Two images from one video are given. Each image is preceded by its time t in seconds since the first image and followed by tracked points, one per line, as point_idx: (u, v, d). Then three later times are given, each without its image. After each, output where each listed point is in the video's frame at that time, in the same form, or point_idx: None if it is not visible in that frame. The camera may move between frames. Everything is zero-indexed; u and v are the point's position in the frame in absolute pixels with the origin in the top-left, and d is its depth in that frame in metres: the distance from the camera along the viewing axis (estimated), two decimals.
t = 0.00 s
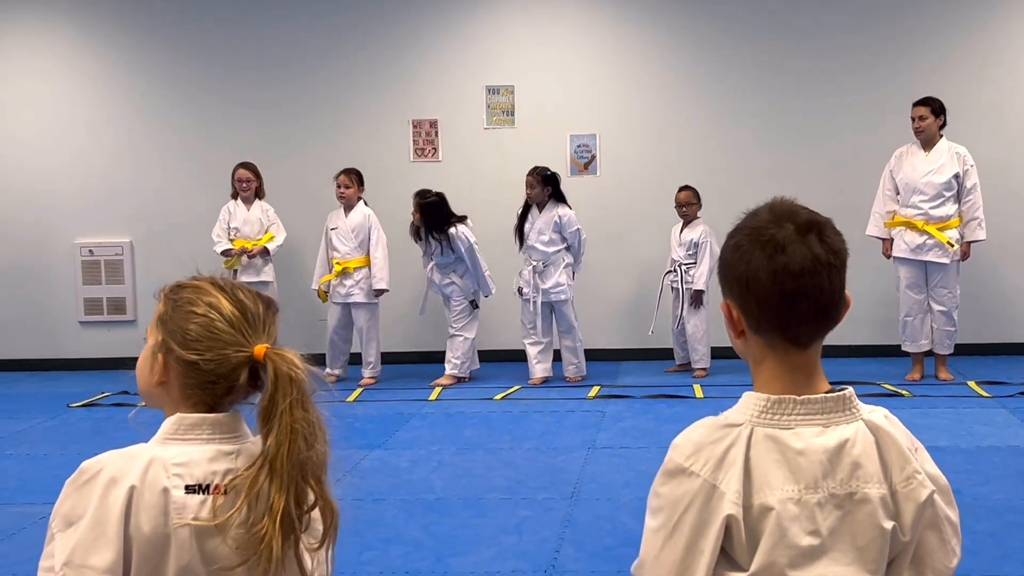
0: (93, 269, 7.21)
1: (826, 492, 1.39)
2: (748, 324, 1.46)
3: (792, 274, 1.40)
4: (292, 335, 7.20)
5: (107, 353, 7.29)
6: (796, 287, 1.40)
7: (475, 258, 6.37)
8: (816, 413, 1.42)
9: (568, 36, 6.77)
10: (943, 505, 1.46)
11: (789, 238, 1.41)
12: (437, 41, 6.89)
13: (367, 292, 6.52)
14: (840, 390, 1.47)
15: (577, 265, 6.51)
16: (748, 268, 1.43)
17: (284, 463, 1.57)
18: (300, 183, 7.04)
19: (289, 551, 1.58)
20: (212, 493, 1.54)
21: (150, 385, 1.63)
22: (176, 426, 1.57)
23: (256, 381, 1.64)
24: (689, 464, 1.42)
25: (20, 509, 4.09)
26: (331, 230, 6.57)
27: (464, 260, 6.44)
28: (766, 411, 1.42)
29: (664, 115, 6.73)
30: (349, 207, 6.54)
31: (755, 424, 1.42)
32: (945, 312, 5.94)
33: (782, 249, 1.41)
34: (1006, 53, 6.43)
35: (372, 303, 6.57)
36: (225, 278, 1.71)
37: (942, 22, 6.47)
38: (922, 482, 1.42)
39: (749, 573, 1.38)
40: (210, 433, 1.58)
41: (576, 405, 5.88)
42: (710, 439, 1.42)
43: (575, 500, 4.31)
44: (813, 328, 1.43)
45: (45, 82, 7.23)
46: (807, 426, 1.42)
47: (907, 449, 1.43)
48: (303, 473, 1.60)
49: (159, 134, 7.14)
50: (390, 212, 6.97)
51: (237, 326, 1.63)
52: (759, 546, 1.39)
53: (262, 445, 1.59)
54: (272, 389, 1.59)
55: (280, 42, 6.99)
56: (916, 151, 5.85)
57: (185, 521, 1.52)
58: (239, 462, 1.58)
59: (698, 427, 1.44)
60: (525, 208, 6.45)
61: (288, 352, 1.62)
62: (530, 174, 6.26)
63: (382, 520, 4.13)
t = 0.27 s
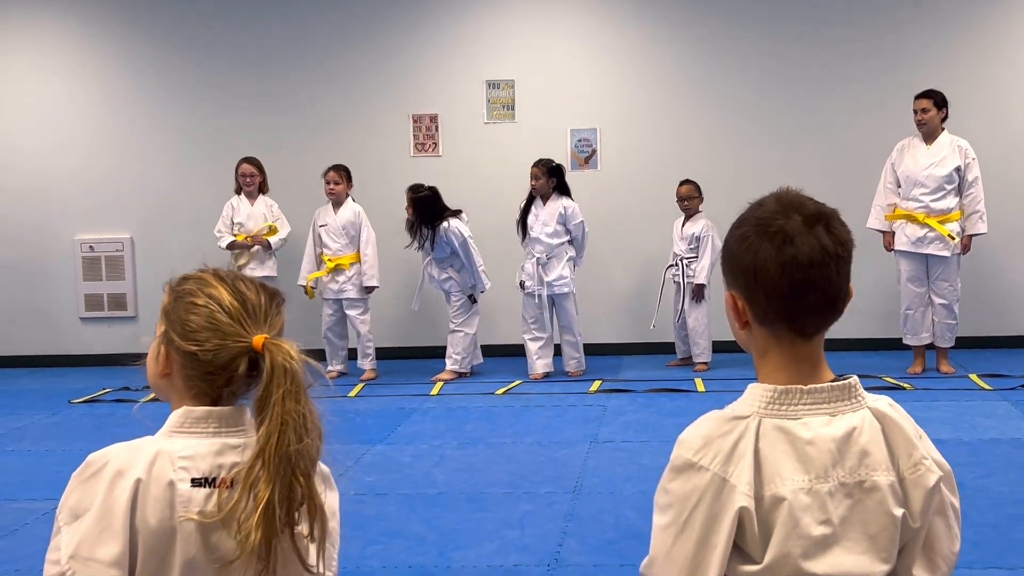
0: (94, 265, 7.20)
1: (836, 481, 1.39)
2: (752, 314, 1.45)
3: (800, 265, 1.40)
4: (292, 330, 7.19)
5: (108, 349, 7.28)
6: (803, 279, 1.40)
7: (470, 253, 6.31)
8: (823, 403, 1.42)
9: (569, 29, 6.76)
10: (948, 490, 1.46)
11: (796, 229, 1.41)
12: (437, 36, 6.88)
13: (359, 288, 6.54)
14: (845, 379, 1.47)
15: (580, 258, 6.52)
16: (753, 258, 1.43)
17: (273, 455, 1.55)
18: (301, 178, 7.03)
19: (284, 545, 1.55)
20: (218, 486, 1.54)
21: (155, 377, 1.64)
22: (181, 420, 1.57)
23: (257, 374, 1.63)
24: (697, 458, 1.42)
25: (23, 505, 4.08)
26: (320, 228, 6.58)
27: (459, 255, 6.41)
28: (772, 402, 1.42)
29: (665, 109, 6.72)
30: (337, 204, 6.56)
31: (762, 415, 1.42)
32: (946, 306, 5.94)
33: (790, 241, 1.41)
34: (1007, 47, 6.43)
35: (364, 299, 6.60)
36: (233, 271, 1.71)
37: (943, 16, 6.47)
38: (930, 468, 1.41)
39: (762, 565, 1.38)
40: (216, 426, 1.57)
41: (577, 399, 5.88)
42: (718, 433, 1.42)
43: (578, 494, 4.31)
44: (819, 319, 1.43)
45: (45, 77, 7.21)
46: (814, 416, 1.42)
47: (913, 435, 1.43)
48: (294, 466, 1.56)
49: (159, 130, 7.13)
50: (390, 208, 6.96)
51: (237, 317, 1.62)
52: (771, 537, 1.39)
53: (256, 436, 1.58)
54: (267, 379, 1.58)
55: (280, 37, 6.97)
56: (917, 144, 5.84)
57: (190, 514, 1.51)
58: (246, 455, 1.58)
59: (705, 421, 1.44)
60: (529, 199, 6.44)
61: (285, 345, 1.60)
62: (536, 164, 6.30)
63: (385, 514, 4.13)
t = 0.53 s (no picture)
0: (90, 259, 7.18)
1: (836, 479, 1.39)
2: (751, 308, 1.45)
3: (803, 258, 1.40)
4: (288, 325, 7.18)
5: (105, 344, 7.27)
6: (806, 272, 1.40)
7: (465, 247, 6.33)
8: (824, 401, 1.42)
9: (566, 22, 6.74)
10: (944, 488, 1.47)
11: (796, 222, 1.41)
12: (434, 30, 6.86)
13: (357, 280, 6.55)
14: (843, 376, 1.47)
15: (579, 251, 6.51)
16: (752, 251, 1.42)
17: (273, 448, 1.55)
18: (296, 172, 7.00)
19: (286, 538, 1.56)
20: (217, 482, 1.53)
21: (152, 374, 1.63)
22: (181, 416, 1.56)
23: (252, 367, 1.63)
24: (698, 454, 1.42)
25: (19, 501, 4.07)
26: (314, 222, 6.57)
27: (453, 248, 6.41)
28: (773, 399, 1.42)
29: (662, 101, 6.71)
30: (331, 198, 6.55)
31: (763, 413, 1.42)
32: (943, 298, 5.95)
33: (791, 233, 1.41)
34: (1003, 38, 6.43)
35: (361, 291, 6.61)
36: (226, 265, 1.71)
37: (939, 7, 6.46)
38: (928, 466, 1.42)
39: (759, 563, 1.38)
40: (215, 422, 1.57)
41: (574, 393, 5.88)
42: (718, 430, 1.42)
43: (575, 488, 4.31)
44: (819, 312, 1.43)
45: (40, 71, 7.18)
46: (815, 413, 1.42)
47: (911, 433, 1.43)
48: (292, 459, 1.56)
49: (154, 123, 7.10)
50: (386, 201, 6.94)
51: (230, 311, 1.61)
52: (770, 535, 1.39)
53: (253, 430, 1.57)
54: (261, 372, 1.57)
55: (275, 30, 6.94)
56: (913, 136, 5.84)
57: (189, 511, 1.51)
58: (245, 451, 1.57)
59: (706, 417, 1.43)
60: (529, 191, 6.45)
61: (279, 338, 1.60)
62: (538, 156, 6.33)
63: (382, 508, 4.13)
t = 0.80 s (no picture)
0: (86, 257, 7.17)
1: (829, 483, 1.40)
2: (745, 307, 1.45)
3: (808, 257, 1.41)
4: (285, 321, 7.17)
5: (102, 341, 7.27)
6: (811, 270, 1.41)
7: (459, 242, 6.32)
8: (819, 404, 1.43)
9: (562, 18, 6.74)
10: (932, 491, 1.49)
11: (800, 219, 1.42)
12: (430, 27, 6.85)
13: (358, 277, 6.55)
14: (838, 379, 1.48)
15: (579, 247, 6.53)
16: (746, 251, 1.43)
17: (263, 441, 1.54)
18: (293, 169, 7.00)
19: (277, 533, 1.56)
20: (215, 482, 1.54)
21: (148, 375, 1.64)
22: (180, 418, 1.57)
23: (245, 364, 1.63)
24: (692, 455, 1.42)
25: (16, 498, 4.08)
26: (318, 218, 6.57)
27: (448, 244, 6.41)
28: (768, 402, 1.43)
29: (658, 97, 6.71)
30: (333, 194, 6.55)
31: (759, 415, 1.42)
32: (938, 293, 5.97)
33: (796, 230, 1.42)
34: (999, 33, 6.43)
35: (362, 288, 6.62)
36: (215, 264, 1.71)
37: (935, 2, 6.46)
38: (918, 470, 1.44)
39: (749, 565, 1.40)
40: (213, 422, 1.58)
41: (570, 389, 5.89)
42: (713, 431, 1.42)
43: (571, 484, 4.32)
44: (818, 310, 1.44)
45: (35, 69, 7.17)
46: (810, 416, 1.43)
47: (903, 437, 1.45)
48: (283, 454, 1.56)
49: (150, 120, 7.10)
50: (383, 198, 6.94)
51: (221, 309, 1.62)
52: (762, 538, 1.40)
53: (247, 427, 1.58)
54: (252, 368, 1.57)
55: (271, 27, 6.94)
56: (909, 132, 5.85)
57: (187, 510, 1.52)
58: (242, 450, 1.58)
59: (701, 418, 1.44)
60: (531, 187, 6.45)
61: (269, 333, 1.60)
62: (540, 151, 6.33)
63: (378, 505, 4.14)
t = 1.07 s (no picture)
0: (82, 252, 7.16)
1: (826, 477, 1.40)
2: (741, 298, 1.45)
3: (809, 247, 1.40)
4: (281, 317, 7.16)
5: (97, 337, 7.26)
6: (811, 260, 1.40)
7: (453, 229, 6.30)
8: (816, 397, 1.43)
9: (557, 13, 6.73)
10: (930, 482, 1.49)
11: (800, 211, 1.41)
12: (426, 22, 6.84)
13: (354, 273, 6.54)
14: (835, 372, 1.47)
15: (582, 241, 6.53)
16: (742, 242, 1.43)
17: (258, 428, 1.54)
18: (289, 164, 6.99)
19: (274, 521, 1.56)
20: (212, 473, 1.54)
21: (144, 371, 1.63)
22: (176, 409, 1.56)
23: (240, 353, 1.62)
24: (689, 449, 1.41)
25: (11, 494, 4.07)
26: (316, 211, 6.56)
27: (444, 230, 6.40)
28: (765, 395, 1.42)
29: (654, 92, 6.70)
30: (333, 189, 6.53)
31: (756, 408, 1.42)
32: (934, 287, 5.96)
33: (797, 222, 1.41)
34: (995, 29, 6.43)
35: (358, 284, 6.61)
36: (201, 254, 1.70)
37: None
38: (916, 463, 1.44)
39: (744, 559, 1.39)
40: (209, 415, 1.57)
41: (566, 384, 5.88)
42: (711, 425, 1.41)
43: (568, 479, 4.32)
44: (818, 300, 1.43)
45: (30, 64, 7.15)
46: (807, 410, 1.42)
47: (901, 429, 1.45)
48: (277, 442, 1.56)
49: (145, 115, 7.08)
50: (379, 194, 6.93)
51: (212, 299, 1.61)
52: (758, 532, 1.39)
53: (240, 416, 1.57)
54: (245, 356, 1.57)
55: (266, 22, 6.92)
56: (905, 126, 5.84)
57: (184, 503, 1.52)
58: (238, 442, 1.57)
59: (698, 412, 1.43)
60: (534, 181, 6.44)
61: (262, 320, 1.59)
62: (544, 146, 6.34)
63: (374, 500, 4.14)
